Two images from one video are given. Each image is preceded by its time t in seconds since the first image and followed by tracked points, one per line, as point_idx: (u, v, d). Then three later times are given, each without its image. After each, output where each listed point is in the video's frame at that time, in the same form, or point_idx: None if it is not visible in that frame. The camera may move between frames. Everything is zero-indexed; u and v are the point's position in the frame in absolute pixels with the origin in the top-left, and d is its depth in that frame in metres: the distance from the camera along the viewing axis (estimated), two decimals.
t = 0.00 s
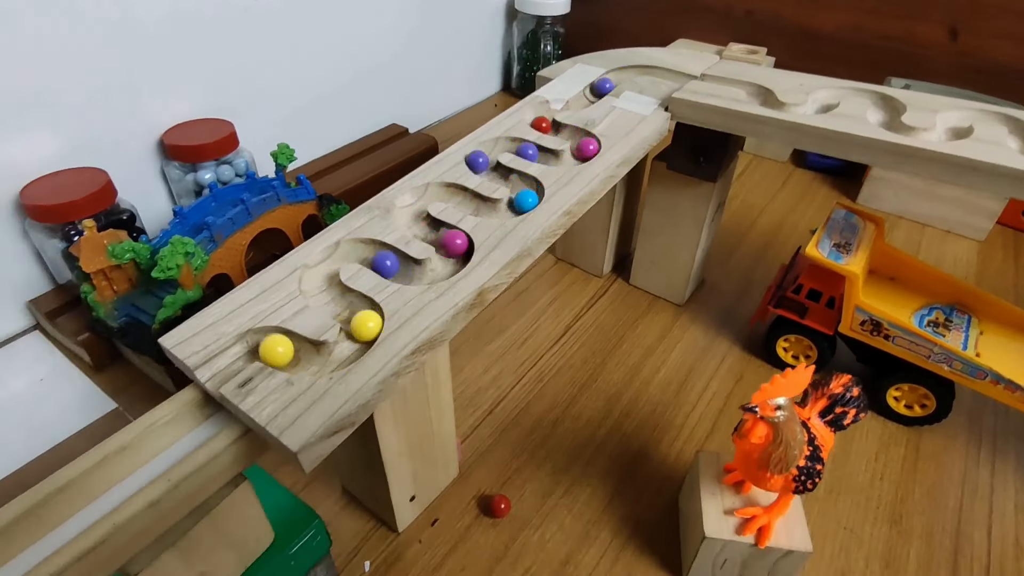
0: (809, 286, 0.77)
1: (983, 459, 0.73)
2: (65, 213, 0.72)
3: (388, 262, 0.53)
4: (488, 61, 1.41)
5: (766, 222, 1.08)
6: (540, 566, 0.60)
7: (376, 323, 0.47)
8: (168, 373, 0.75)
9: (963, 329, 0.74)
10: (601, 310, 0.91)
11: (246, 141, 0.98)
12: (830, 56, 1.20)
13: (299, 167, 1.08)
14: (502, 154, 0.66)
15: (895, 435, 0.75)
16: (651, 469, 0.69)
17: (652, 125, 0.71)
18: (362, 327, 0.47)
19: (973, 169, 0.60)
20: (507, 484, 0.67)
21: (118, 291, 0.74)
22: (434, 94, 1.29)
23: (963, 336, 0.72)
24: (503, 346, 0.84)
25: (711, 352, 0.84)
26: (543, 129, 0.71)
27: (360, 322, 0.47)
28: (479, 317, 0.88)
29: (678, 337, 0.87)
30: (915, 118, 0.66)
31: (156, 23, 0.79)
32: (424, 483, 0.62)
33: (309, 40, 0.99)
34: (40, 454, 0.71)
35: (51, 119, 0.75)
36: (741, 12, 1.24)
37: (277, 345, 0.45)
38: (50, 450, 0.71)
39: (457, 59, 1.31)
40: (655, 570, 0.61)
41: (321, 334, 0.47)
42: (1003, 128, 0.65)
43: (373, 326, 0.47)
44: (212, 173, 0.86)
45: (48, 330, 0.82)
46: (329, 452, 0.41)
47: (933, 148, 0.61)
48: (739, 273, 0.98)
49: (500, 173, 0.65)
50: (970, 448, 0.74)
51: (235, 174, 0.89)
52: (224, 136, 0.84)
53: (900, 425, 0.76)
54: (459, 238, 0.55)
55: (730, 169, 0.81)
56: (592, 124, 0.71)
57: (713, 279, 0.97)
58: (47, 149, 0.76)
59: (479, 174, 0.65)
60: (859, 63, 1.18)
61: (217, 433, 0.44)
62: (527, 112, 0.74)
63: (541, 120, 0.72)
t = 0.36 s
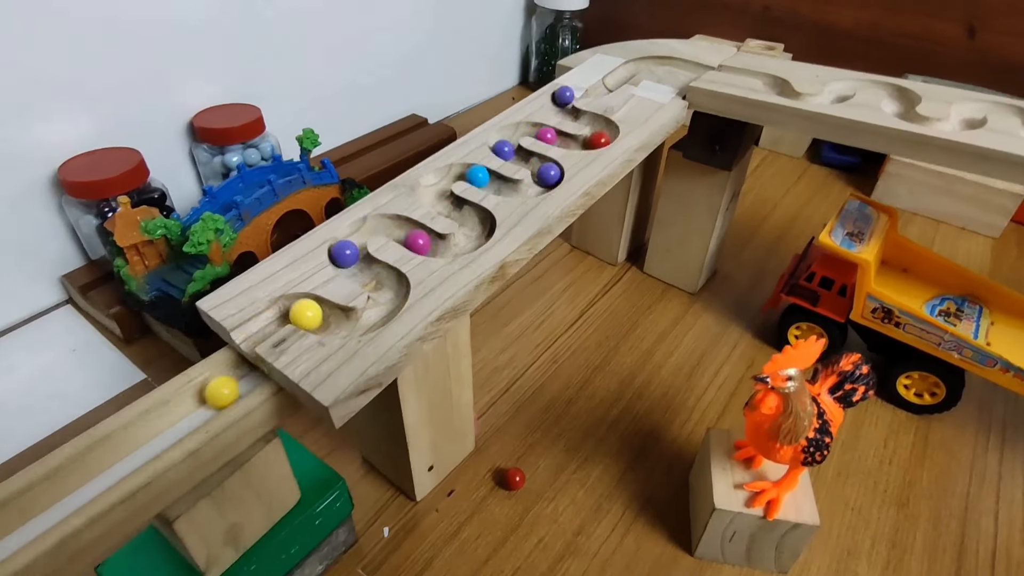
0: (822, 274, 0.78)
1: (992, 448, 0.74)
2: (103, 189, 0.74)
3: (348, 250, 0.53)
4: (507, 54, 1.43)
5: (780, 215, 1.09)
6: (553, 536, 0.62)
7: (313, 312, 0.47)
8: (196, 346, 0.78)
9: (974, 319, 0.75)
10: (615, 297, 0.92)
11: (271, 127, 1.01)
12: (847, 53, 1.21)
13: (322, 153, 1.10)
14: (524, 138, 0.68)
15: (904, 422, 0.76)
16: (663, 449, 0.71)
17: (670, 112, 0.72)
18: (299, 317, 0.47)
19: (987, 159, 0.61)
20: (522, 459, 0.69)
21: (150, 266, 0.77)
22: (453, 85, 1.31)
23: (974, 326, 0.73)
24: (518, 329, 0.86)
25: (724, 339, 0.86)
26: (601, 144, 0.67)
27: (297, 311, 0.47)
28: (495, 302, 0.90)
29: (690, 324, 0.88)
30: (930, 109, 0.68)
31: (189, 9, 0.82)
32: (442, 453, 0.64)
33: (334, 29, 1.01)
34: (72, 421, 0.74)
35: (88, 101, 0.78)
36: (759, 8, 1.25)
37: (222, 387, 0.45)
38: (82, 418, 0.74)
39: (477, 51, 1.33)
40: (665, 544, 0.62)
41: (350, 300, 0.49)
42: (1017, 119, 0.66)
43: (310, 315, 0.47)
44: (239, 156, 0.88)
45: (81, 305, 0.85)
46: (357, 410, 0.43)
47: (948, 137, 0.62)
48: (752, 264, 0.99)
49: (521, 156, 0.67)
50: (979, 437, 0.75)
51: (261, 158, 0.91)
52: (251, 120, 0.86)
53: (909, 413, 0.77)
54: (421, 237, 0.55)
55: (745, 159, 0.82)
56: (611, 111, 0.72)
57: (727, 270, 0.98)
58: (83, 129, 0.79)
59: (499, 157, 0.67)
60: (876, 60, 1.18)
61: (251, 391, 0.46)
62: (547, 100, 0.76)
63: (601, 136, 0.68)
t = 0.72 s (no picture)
0: (838, 258, 0.79)
1: (1006, 432, 0.74)
2: (138, 164, 0.77)
3: (421, 270, 0.50)
4: (525, 45, 1.44)
5: (795, 205, 1.10)
6: (570, 506, 0.64)
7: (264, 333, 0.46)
8: (224, 319, 0.80)
9: (989, 304, 0.75)
10: (631, 281, 0.93)
11: (295, 110, 1.03)
12: (865, 46, 1.21)
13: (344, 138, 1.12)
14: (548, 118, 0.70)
15: (917, 406, 0.77)
16: (678, 425, 0.72)
17: (690, 95, 0.74)
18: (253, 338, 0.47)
19: (1005, 142, 0.62)
20: (540, 432, 0.71)
21: (180, 240, 0.80)
22: (472, 75, 1.33)
23: (988, 311, 0.74)
24: (535, 310, 0.87)
25: (739, 323, 0.87)
26: (555, 114, 0.71)
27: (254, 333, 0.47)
28: (513, 284, 0.91)
29: (706, 308, 0.89)
30: (949, 94, 0.69)
31: None
32: (463, 423, 0.66)
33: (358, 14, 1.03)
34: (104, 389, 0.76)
35: (121, 79, 0.80)
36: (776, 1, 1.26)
37: (131, 426, 0.40)
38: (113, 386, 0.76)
39: (496, 41, 1.34)
40: (680, 515, 0.63)
41: (382, 265, 0.51)
42: None
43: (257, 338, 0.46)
44: (266, 136, 0.90)
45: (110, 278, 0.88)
46: (389, 367, 0.45)
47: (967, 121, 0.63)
48: (768, 252, 1.00)
49: (544, 135, 0.69)
50: (992, 421, 0.76)
51: (286, 139, 0.93)
52: (277, 102, 0.88)
53: (922, 397, 0.78)
54: (381, 210, 0.55)
55: (763, 145, 0.84)
56: (633, 93, 0.74)
57: (742, 257, 0.99)
58: (116, 107, 0.81)
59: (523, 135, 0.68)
60: (894, 53, 1.19)
61: (287, 348, 0.47)
62: (569, 82, 0.77)
63: (556, 105, 0.71)
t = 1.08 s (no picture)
0: (850, 242, 0.80)
1: (1015, 416, 0.75)
2: (165, 141, 0.78)
3: (372, 242, 0.51)
4: (539, 35, 1.45)
5: (807, 195, 1.11)
6: (585, 477, 0.65)
7: (216, 349, 0.44)
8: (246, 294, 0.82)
9: (1000, 290, 0.76)
10: (645, 266, 0.95)
11: (315, 94, 1.04)
12: (879, 39, 1.22)
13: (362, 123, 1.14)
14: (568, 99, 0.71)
15: (926, 389, 0.78)
16: (691, 403, 0.73)
17: (708, 79, 0.75)
18: (201, 355, 0.43)
19: (1019, 125, 0.63)
20: (556, 407, 0.72)
21: (204, 217, 0.82)
22: (487, 64, 1.34)
23: (999, 295, 0.75)
24: (550, 292, 0.88)
25: (751, 307, 0.88)
26: (553, 116, 0.69)
27: (198, 350, 0.44)
28: (528, 266, 0.93)
29: (718, 293, 0.91)
30: (964, 80, 0.70)
31: None
32: (481, 395, 0.67)
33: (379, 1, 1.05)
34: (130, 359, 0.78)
35: (149, 59, 0.82)
36: None
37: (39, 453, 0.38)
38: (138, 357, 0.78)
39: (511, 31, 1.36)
40: (693, 488, 0.65)
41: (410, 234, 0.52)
42: None
43: (215, 352, 0.44)
44: (288, 119, 0.92)
45: (135, 255, 0.90)
46: (418, 328, 0.47)
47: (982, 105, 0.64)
48: (780, 240, 1.01)
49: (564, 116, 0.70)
50: (1001, 405, 0.77)
51: (307, 122, 0.95)
52: (299, 84, 0.90)
53: (932, 381, 0.79)
54: (454, 220, 0.53)
55: (778, 131, 0.85)
56: (651, 77, 0.75)
57: (755, 244, 1.00)
58: (144, 86, 0.83)
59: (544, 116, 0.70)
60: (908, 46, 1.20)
61: (319, 311, 0.49)
62: (588, 66, 0.78)
63: (553, 107, 0.70)
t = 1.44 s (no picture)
0: (863, 217, 0.82)
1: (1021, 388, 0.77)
2: (201, 111, 0.81)
3: (335, 255, 0.50)
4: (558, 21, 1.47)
5: (821, 179, 1.13)
6: (603, 433, 0.68)
7: (145, 353, 0.41)
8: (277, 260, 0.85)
9: (1009, 265, 0.78)
10: (661, 242, 0.97)
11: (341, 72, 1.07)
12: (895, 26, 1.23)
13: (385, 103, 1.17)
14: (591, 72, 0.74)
15: (935, 361, 0.80)
16: (705, 369, 0.76)
17: (727, 57, 0.77)
18: (131, 361, 0.41)
19: None
20: (574, 370, 0.75)
21: (238, 184, 0.86)
22: (507, 48, 1.37)
23: (1008, 270, 0.77)
24: (568, 264, 0.91)
25: (764, 282, 0.90)
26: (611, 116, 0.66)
27: (127, 355, 0.41)
28: (547, 240, 0.96)
29: (732, 268, 0.93)
30: (977, 59, 0.72)
31: None
32: (504, 355, 0.70)
33: None
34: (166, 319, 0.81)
35: (185, 32, 0.85)
36: None
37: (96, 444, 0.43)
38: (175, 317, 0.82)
39: (531, 16, 1.38)
40: (707, 446, 0.67)
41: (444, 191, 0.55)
42: None
43: (145, 356, 0.41)
44: (317, 94, 0.95)
45: (168, 223, 0.93)
46: (453, 275, 0.49)
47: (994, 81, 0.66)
48: (793, 220, 1.03)
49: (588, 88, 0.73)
50: (1007, 378, 0.79)
51: (335, 97, 0.98)
52: (329, 60, 0.92)
53: (940, 353, 0.81)
54: (414, 198, 0.54)
55: (794, 110, 0.87)
56: (672, 54, 0.78)
57: (769, 224, 1.02)
58: (180, 58, 0.86)
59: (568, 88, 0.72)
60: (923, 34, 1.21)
61: (358, 260, 0.52)
62: (610, 44, 0.81)
63: (609, 108, 0.66)
